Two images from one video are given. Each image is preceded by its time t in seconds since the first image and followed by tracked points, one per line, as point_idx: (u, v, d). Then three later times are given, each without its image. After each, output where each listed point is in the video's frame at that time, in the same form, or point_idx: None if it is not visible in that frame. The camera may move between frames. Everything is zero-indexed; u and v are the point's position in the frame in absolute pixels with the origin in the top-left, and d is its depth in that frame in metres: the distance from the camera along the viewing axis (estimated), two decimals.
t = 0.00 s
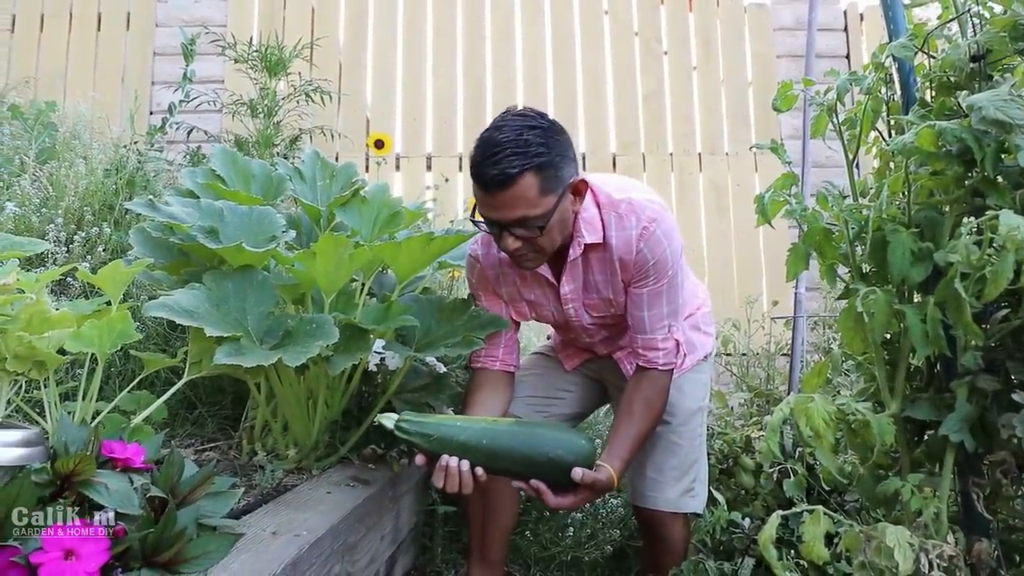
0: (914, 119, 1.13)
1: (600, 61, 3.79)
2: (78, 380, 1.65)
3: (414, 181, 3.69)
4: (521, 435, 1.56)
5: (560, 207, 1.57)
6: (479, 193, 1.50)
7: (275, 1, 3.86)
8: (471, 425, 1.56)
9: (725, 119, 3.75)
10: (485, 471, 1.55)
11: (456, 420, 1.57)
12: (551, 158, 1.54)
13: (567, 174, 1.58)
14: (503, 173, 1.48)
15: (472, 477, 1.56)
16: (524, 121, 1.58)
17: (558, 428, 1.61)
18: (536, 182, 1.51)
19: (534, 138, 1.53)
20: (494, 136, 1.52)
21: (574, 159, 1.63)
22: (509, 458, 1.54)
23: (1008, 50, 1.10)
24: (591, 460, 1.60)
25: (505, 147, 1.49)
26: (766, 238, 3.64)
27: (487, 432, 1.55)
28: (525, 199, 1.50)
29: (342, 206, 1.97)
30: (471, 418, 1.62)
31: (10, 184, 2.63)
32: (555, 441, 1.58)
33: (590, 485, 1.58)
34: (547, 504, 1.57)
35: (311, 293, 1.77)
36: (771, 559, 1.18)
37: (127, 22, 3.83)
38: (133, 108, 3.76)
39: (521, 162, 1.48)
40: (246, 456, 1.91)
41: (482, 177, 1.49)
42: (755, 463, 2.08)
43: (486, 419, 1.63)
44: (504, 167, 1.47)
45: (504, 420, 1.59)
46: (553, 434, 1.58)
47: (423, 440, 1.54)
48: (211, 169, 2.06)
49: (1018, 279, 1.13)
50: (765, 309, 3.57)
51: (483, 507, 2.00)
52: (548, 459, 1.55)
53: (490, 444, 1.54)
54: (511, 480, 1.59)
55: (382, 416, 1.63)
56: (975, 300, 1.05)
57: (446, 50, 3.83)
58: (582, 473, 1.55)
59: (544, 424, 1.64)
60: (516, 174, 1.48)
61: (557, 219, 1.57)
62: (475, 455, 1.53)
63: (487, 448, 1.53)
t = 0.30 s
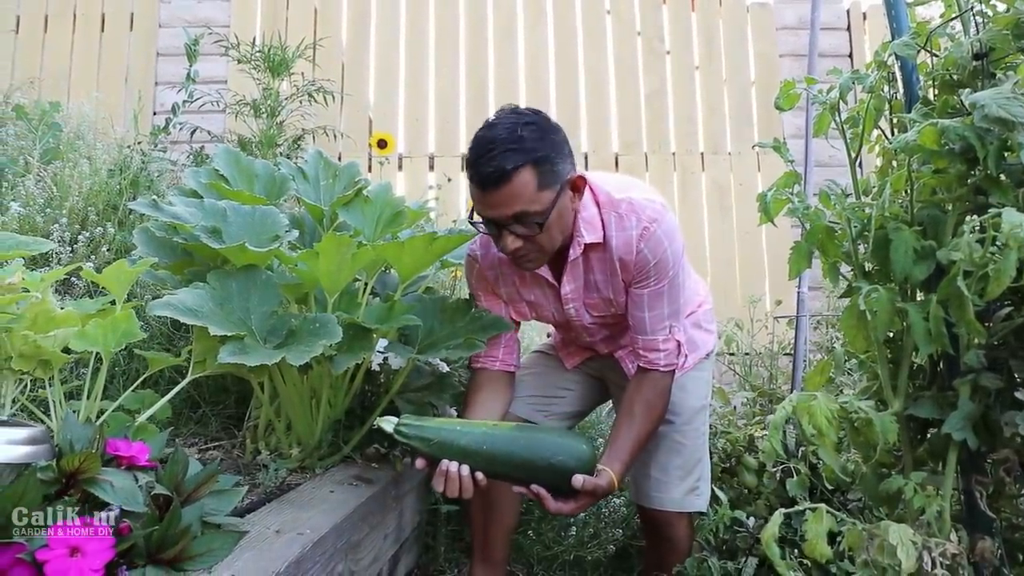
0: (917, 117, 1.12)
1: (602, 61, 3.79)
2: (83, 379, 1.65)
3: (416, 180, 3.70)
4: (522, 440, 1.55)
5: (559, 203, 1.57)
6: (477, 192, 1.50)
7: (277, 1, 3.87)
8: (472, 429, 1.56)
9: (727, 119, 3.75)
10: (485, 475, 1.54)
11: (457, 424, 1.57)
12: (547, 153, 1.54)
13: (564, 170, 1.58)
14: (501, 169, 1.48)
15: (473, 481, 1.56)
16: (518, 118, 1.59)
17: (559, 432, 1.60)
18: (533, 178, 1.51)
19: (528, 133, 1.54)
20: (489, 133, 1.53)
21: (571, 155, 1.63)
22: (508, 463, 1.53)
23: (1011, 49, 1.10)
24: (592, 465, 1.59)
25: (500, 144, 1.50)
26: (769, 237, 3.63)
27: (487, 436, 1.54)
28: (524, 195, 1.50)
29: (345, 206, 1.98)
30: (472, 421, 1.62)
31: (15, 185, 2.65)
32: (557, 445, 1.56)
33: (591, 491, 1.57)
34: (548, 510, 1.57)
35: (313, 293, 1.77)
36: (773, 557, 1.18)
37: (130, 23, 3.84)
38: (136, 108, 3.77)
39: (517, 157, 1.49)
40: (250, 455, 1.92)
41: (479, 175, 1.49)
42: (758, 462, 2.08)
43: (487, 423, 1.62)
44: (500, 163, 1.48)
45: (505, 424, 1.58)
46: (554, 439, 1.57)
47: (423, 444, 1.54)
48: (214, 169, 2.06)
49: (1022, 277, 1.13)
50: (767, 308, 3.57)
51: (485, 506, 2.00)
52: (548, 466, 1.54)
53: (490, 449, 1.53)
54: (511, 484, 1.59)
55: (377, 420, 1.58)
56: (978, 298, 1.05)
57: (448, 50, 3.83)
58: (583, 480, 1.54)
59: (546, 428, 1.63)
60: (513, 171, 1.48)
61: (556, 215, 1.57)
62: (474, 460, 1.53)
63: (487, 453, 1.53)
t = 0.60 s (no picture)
0: (919, 117, 1.12)
1: (604, 61, 3.80)
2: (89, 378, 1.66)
3: (419, 180, 3.70)
4: (523, 442, 1.55)
5: (558, 145, 1.64)
6: (480, 139, 1.56)
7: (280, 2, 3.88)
8: (473, 432, 1.56)
9: (730, 118, 3.75)
10: (487, 476, 1.54)
11: (458, 427, 1.57)
12: (538, 99, 1.64)
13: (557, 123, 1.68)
14: (499, 112, 1.56)
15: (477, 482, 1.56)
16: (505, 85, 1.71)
17: (561, 434, 1.60)
18: (533, 121, 1.59)
19: (517, 86, 1.64)
20: (482, 92, 1.63)
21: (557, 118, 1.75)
22: (510, 464, 1.54)
23: (1012, 48, 1.10)
24: (593, 466, 1.58)
25: (497, 95, 1.59)
26: (772, 237, 3.63)
27: (488, 439, 1.55)
28: (526, 134, 1.56)
29: (348, 207, 1.99)
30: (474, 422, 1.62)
31: (20, 185, 2.66)
32: (559, 445, 1.57)
33: (594, 492, 1.56)
34: (553, 510, 1.56)
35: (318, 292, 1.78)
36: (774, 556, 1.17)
37: (134, 23, 3.86)
38: (140, 108, 3.79)
39: (512, 99, 1.57)
40: (253, 454, 1.93)
41: (479, 124, 1.56)
42: (761, 462, 2.08)
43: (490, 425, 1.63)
44: (498, 105, 1.56)
45: (507, 426, 1.59)
46: (554, 442, 1.57)
47: (423, 446, 1.55)
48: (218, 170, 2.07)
49: None
50: (770, 308, 3.56)
51: (488, 506, 2.01)
52: (549, 468, 1.54)
53: (491, 451, 1.53)
54: (514, 486, 1.59)
55: (381, 421, 1.63)
56: (979, 297, 1.05)
57: (451, 51, 3.83)
58: (585, 482, 1.53)
59: (548, 429, 1.63)
60: (510, 112, 1.56)
61: (559, 160, 1.64)
62: (476, 462, 1.53)
63: (488, 456, 1.53)
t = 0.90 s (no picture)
0: (932, 119, 1.12)
1: (610, 61, 3.80)
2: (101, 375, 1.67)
3: (424, 180, 3.71)
4: (529, 443, 1.56)
5: (564, 149, 1.64)
6: (485, 144, 1.56)
7: (287, 3, 3.89)
8: (481, 431, 1.57)
9: (736, 119, 3.75)
10: (494, 476, 1.55)
11: (465, 426, 1.57)
12: (543, 102, 1.64)
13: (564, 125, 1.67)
14: (503, 117, 1.57)
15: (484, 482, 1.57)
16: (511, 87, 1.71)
17: (570, 434, 1.61)
18: (538, 124, 1.59)
19: (522, 89, 1.64)
20: (488, 96, 1.63)
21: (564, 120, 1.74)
22: (516, 465, 1.54)
23: None
24: (600, 467, 1.60)
25: (502, 98, 1.60)
26: (778, 238, 3.63)
27: (495, 439, 1.55)
28: (531, 138, 1.57)
29: (357, 207, 2.00)
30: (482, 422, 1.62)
31: (29, 185, 2.68)
32: (567, 446, 1.58)
33: (601, 493, 1.58)
34: (559, 511, 1.58)
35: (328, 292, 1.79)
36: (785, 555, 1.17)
37: (141, 24, 3.88)
38: (146, 108, 3.80)
39: (517, 103, 1.58)
40: (262, 453, 1.94)
41: (484, 129, 1.57)
42: (768, 463, 2.09)
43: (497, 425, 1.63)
44: (502, 110, 1.56)
45: (514, 426, 1.59)
46: (561, 443, 1.58)
47: (431, 445, 1.55)
48: (227, 170, 2.08)
49: None
50: (776, 309, 3.57)
51: (495, 506, 2.02)
52: (556, 469, 1.55)
53: (498, 451, 1.54)
54: (520, 486, 1.60)
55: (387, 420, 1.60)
56: (994, 299, 1.05)
57: (457, 51, 3.84)
58: (591, 484, 1.55)
59: (556, 430, 1.64)
60: (515, 117, 1.57)
61: (565, 163, 1.64)
62: (483, 461, 1.54)
63: (495, 455, 1.53)
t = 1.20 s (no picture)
0: (952, 120, 1.13)
1: (617, 61, 3.80)
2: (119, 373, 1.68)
3: (432, 180, 3.73)
4: (544, 442, 1.56)
5: (578, 153, 1.65)
6: (500, 148, 1.57)
7: (295, 4, 3.90)
8: (496, 430, 1.56)
9: (744, 119, 3.75)
10: (508, 475, 1.55)
11: (480, 425, 1.56)
12: (557, 107, 1.66)
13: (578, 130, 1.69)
14: (519, 121, 1.58)
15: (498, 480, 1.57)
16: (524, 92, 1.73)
17: (587, 435, 1.62)
18: (553, 128, 1.61)
19: (536, 94, 1.66)
20: (502, 101, 1.65)
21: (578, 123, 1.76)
22: (531, 464, 1.54)
23: None
24: (615, 467, 1.61)
25: (516, 103, 1.62)
26: (785, 238, 3.63)
27: (510, 437, 1.54)
28: (546, 142, 1.58)
29: (370, 207, 2.01)
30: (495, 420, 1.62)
31: (42, 185, 2.70)
32: (581, 445, 1.58)
33: (615, 492, 1.61)
34: (572, 509, 1.59)
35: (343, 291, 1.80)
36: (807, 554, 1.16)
37: (151, 25, 3.90)
38: (155, 108, 3.83)
39: (531, 108, 1.59)
40: (274, 452, 1.95)
41: (499, 134, 1.58)
42: (780, 463, 2.10)
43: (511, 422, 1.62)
44: (517, 114, 1.58)
45: (529, 425, 1.59)
46: (575, 442, 1.58)
47: (446, 443, 1.54)
48: (241, 171, 2.09)
49: None
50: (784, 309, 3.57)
51: (507, 505, 2.03)
52: (571, 468, 1.55)
53: (513, 450, 1.53)
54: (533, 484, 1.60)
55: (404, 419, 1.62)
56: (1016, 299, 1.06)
57: (464, 52, 3.85)
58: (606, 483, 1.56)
59: (570, 429, 1.64)
60: (530, 122, 1.58)
61: (580, 167, 1.65)
62: (498, 459, 1.53)
63: (510, 454, 1.53)
